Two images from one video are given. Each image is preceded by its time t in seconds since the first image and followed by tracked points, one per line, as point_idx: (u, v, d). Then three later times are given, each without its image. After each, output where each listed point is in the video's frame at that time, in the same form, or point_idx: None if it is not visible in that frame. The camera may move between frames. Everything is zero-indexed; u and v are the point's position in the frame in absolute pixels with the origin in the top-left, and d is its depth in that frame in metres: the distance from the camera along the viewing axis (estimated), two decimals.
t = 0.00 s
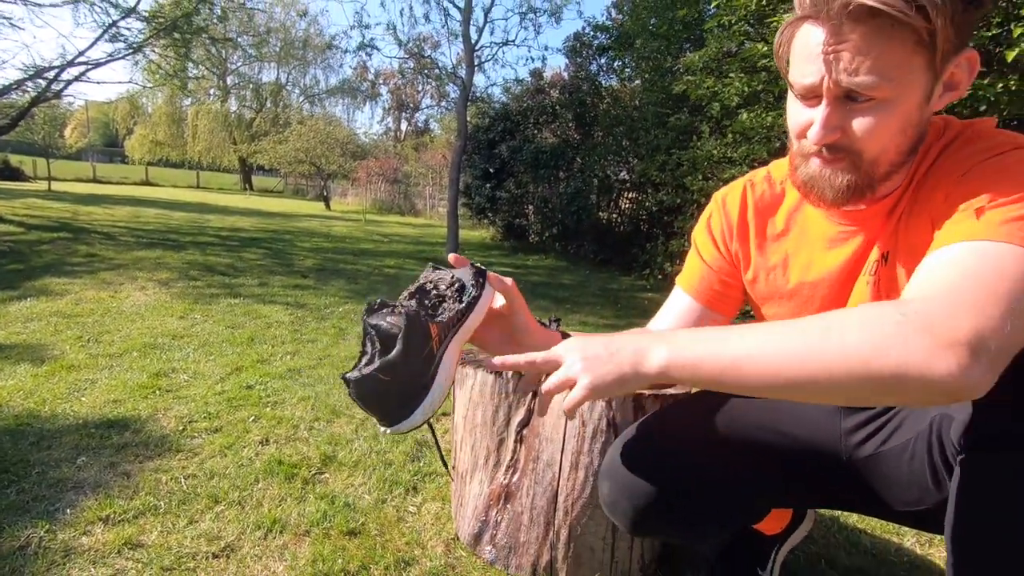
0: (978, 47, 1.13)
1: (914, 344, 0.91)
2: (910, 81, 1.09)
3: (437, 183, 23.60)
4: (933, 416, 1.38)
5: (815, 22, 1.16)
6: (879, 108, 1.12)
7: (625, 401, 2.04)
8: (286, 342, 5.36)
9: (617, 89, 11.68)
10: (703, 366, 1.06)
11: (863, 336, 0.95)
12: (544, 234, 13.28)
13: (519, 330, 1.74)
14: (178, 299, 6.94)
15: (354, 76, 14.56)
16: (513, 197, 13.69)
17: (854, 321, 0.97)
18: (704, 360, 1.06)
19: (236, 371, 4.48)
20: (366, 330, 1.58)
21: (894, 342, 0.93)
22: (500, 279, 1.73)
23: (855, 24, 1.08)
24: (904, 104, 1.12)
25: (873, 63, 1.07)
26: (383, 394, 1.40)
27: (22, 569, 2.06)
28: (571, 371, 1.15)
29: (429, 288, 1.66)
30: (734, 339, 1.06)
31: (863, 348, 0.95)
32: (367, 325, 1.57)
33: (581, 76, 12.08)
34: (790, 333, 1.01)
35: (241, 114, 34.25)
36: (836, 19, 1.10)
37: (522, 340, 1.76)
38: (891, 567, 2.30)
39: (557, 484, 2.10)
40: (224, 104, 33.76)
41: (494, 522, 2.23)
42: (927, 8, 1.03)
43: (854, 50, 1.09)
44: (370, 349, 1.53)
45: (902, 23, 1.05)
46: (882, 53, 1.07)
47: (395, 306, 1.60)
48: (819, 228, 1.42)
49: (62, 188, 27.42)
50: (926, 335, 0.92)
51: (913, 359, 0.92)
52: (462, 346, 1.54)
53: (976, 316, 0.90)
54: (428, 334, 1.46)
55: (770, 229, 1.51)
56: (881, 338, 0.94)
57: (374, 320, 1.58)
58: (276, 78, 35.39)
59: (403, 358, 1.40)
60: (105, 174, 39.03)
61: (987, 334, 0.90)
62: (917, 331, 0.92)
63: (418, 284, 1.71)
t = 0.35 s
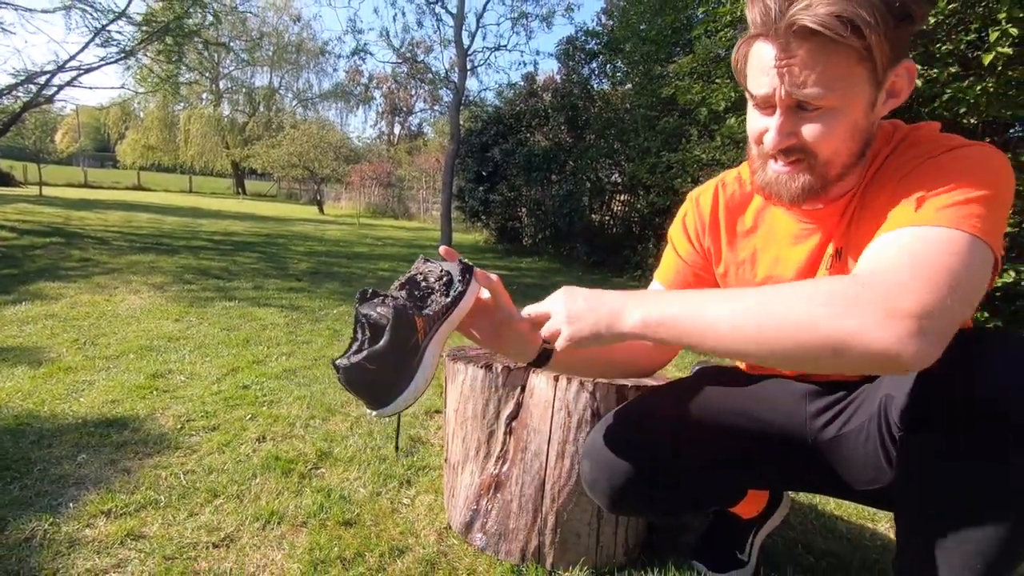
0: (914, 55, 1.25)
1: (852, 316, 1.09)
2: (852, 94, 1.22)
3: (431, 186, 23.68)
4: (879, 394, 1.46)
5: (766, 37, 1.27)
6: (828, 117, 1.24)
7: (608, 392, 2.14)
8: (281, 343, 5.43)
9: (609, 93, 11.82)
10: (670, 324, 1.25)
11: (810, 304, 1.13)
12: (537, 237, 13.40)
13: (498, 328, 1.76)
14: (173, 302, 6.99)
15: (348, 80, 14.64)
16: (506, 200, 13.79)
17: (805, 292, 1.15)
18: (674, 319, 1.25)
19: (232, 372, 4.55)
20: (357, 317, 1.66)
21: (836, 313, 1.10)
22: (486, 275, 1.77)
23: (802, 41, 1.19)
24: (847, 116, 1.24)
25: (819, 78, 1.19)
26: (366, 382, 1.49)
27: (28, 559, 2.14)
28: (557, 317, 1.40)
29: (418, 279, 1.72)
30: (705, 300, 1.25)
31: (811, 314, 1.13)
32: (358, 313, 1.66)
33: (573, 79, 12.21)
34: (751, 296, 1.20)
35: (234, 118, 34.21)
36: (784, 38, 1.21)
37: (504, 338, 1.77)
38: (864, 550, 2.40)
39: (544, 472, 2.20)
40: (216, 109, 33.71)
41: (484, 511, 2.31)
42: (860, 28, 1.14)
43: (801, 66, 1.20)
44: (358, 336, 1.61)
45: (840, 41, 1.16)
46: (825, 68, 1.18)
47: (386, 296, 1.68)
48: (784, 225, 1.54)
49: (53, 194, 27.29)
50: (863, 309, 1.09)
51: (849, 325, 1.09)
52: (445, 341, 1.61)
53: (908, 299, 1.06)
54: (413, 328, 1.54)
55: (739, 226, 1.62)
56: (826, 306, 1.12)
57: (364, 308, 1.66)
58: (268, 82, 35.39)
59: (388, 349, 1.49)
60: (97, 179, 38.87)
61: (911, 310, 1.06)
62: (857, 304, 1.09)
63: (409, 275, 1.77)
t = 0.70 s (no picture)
0: (832, 76, 1.48)
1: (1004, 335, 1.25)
2: (774, 115, 1.43)
3: (425, 189, 23.75)
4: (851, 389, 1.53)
5: (694, 70, 1.49)
6: (757, 136, 1.46)
7: (593, 390, 2.22)
8: (276, 345, 5.50)
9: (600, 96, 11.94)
10: (840, 308, 1.38)
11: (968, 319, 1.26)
12: (530, 239, 13.50)
13: (483, 330, 1.82)
14: (168, 306, 7.04)
15: (341, 84, 14.72)
16: (500, 202, 13.86)
17: (937, 298, 1.29)
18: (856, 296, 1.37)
19: (228, 374, 4.61)
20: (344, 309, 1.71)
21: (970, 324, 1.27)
22: (471, 277, 1.80)
23: (726, 74, 1.41)
24: (773, 133, 1.46)
25: (743, 104, 1.41)
26: (347, 371, 1.55)
27: (31, 554, 2.20)
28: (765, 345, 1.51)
29: (405, 276, 1.75)
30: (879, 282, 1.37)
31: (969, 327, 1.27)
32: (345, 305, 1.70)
33: (565, 82, 12.33)
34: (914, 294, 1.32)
35: (228, 121, 34.19)
36: (710, 71, 1.43)
37: (487, 337, 1.84)
38: (842, 540, 2.50)
39: (532, 467, 2.28)
40: (210, 112, 33.67)
41: (474, 504, 2.39)
42: (771, 59, 1.37)
43: (728, 94, 1.42)
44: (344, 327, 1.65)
45: (757, 72, 1.38)
46: (747, 95, 1.40)
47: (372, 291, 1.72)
48: (740, 232, 1.72)
49: (45, 197, 27.18)
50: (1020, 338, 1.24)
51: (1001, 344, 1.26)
52: (427, 337, 1.64)
53: None
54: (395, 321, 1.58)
55: (701, 235, 1.79)
56: (982, 320, 1.25)
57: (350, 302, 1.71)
58: (262, 85, 35.37)
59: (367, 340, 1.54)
60: (89, 182, 38.71)
61: None
62: None
63: (397, 272, 1.80)
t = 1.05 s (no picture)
0: (809, 88, 1.58)
1: (948, 328, 1.36)
2: (755, 122, 1.53)
3: (421, 190, 23.84)
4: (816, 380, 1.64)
5: (681, 79, 1.59)
6: (738, 143, 1.56)
7: (582, 385, 2.34)
8: (275, 346, 5.59)
9: (594, 97, 12.07)
10: (805, 295, 1.48)
11: (919, 312, 1.38)
12: (525, 239, 13.62)
13: (484, 337, 1.89)
14: (167, 308, 7.12)
15: (337, 86, 14.77)
16: (495, 202, 13.96)
17: (890, 294, 1.40)
18: (824, 286, 1.47)
19: (228, 374, 4.71)
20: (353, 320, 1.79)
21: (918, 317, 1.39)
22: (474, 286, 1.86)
23: (710, 85, 1.51)
24: (754, 140, 1.56)
25: (726, 112, 1.52)
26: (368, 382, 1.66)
27: (45, 546, 2.30)
28: (729, 339, 1.61)
29: (409, 286, 1.82)
30: (844, 273, 1.47)
31: (920, 318, 1.38)
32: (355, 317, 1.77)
33: (560, 83, 12.45)
34: (876, 288, 1.42)
35: (222, 123, 34.18)
36: (697, 80, 1.53)
37: (487, 345, 1.91)
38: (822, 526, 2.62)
39: (524, 459, 2.39)
40: (205, 114, 33.66)
41: (470, 495, 2.50)
42: (753, 71, 1.46)
43: (712, 103, 1.52)
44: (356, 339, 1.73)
45: (740, 84, 1.48)
46: (730, 105, 1.51)
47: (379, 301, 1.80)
48: (722, 232, 1.82)
49: (40, 201, 27.12)
50: (965, 331, 1.35)
51: (946, 335, 1.38)
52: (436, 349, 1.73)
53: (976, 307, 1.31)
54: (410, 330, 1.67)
55: (687, 235, 1.89)
56: (931, 312, 1.37)
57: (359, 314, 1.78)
58: (257, 87, 35.36)
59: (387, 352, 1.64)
60: (83, 185, 38.59)
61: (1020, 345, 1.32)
62: (971, 326, 1.34)
63: (400, 280, 1.87)
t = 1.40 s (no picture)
0: (790, 103, 1.65)
1: (919, 323, 1.44)
2: (738, 137, 1.61)
3: (424, 192, 23.98)
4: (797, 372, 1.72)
5: (668, 96, 1.68)
6: (721, 155, 1.64)
7: (580, 380, 2.42)
8: (283, 349, 5.70)
9: (595, 97, 12.15)
10: (788, 291, 1.56)
11: (894, 308, 1.46)
12: (528, 239, 13.72)
13: (486, 334, 1.97)
14: (177, 313, 7.24)
15: (339, 90, 14.90)
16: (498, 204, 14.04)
17: (866, 292, 1.48)
18: (806, 282, 1.54)
19: (238, 376, 4.82)
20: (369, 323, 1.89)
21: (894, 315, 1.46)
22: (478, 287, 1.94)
23: (694, 100, 1.59)
24: (737, 152, 1.64)
25: (711, 127, 1.60)
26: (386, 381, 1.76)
27: (69, 541, 2.41)
28: (714, 331, 1.69)
29: (416, 289, 1.90)
30: (825, 270, 1.55)
31: (893, 313, 1.47)
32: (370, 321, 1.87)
33: (561, 83, 12.52)
34: (856, 284, 1.50)
35: (227, 128, 34.44)
36: (682, 97, 1.61)
37: (488, 342, 2.00)
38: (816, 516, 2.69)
39: (526, 453, 2.48)
40: (209, 119, 33.92)
41: (474, 489, 2.59)
42: (733, 91, 1.54)
43: (697, 118, 1.60)
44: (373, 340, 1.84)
45: (724, 100, 1.56)
46: (714, 120, 1.59)
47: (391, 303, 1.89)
48: (712, 234, 1.89)
49: (49, 208, 27.42)
50: (937, 325, 1.43)
51: (918, 329, 1.46)
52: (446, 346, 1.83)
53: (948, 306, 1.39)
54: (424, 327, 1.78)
55: (680, 238, 1.97)
56: (904, 308, 1.45)
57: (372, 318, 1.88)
58: (260, 92, 35.60)
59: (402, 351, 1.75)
60: (90, 192, 38.93)
61: (989, 340, 1.40)
62: (942, 322, 1.42)
63: (406, 284, 1.95)
